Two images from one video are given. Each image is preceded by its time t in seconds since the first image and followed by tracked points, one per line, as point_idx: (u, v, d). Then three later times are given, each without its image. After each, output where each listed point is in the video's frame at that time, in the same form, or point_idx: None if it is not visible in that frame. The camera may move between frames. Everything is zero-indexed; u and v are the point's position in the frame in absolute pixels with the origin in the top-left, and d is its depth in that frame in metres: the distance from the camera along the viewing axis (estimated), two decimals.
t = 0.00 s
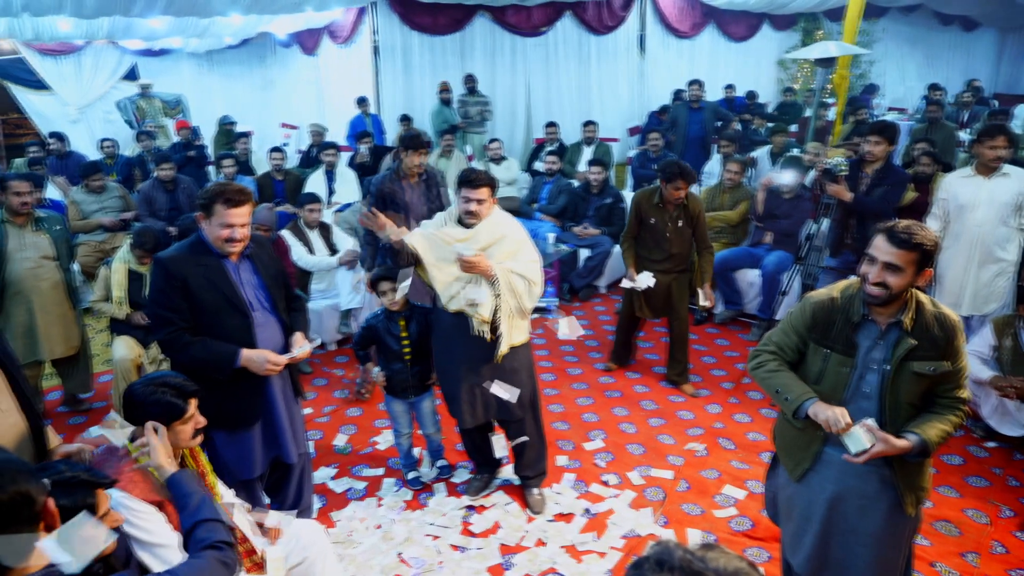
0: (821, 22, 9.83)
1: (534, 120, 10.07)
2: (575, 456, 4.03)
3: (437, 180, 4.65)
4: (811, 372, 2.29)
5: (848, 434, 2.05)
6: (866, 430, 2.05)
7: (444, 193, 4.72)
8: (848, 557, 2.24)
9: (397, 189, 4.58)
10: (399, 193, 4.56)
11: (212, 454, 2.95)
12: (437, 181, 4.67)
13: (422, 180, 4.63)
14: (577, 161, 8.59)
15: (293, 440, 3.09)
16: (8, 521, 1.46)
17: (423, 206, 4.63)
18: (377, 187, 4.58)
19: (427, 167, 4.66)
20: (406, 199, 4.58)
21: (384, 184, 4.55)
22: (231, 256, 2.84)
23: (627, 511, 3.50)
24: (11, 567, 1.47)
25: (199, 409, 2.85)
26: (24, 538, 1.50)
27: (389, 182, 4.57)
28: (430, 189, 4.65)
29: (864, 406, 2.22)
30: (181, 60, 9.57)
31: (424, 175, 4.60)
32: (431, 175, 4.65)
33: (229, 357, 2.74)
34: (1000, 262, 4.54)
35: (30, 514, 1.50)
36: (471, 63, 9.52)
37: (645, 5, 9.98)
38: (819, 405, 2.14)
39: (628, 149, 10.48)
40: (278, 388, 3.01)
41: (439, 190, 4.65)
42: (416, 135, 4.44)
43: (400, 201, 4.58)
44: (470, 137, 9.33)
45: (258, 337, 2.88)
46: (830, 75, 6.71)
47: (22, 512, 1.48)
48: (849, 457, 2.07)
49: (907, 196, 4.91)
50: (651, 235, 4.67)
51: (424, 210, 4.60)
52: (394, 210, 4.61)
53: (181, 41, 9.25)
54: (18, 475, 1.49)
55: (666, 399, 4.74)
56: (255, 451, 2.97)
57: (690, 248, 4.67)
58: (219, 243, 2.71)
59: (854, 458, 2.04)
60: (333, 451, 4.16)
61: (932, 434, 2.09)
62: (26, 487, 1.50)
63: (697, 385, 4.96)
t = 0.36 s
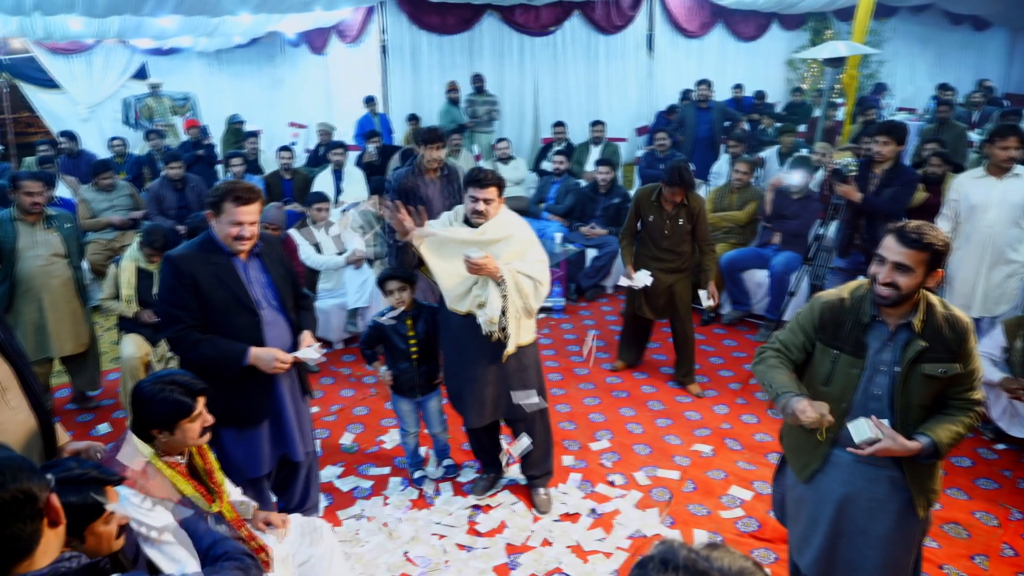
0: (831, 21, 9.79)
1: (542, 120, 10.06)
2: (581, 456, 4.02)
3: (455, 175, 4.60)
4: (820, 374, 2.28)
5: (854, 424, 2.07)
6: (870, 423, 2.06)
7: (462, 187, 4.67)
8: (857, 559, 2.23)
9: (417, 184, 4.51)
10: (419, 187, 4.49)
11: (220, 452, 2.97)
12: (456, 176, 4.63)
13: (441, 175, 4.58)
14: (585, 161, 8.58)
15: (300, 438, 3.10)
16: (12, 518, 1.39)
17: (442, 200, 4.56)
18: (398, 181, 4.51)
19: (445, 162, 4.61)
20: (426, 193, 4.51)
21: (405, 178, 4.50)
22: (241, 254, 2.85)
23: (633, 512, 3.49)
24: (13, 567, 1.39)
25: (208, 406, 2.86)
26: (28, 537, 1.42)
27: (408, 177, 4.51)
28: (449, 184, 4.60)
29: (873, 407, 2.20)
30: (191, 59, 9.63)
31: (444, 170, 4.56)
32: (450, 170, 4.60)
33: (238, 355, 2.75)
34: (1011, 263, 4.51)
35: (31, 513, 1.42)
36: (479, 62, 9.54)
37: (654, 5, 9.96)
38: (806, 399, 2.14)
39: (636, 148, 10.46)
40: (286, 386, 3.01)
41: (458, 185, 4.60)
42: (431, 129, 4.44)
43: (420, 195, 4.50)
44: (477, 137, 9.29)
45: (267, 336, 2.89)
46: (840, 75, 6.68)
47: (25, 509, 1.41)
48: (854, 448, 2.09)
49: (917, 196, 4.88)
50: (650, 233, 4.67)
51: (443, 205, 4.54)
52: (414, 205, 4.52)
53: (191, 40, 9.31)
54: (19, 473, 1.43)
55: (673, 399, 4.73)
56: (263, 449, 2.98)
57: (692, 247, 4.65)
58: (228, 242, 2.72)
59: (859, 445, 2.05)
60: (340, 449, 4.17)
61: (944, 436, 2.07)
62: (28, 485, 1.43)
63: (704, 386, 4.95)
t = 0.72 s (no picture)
0: (838, 22, 9.77)
1: (548, 120, 10.04)
2: (586, 456, 4.02)
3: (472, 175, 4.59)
4: (829, 376, 2.25)
5: (861, 434, 2.05)
6: (876, 431, 2.05)
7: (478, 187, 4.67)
8: (864, 561, 2.22)
9: (434, 182, 4.49)
10: (436, 186, 4.48)
11: (226, 450, 2.97)
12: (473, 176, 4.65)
13: (457, 174, 4.57)
14: (591, 161, 8.57)
15: (306, 437, 3.11)
16: (14, 518, 1.36)
17: (458, 200, 4.56)
18: (415, 180, 4.49)
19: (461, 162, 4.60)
20: (443, 192, 4.51)
21: (423, 177, 4.47)
22: (248, 253, 2.86)
23: (639, 512, 3.49)
24: (16, 567, 1.37)
25: (214, 405, 2.87)
26: (30, 537, 1.39)
27: (426, 175, 4.48)
28: (465, 183, 4.59)
29: (880, 408, 2.19)
30: (197, 58, 9.85)
31: (460, 169, 4.55)
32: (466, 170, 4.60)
33: (246, 353, 2.76)
34: (1019, 264, 4.49)
35: (34, 511, 1.40)
36: (486, 62, 9.51)
37: (660, 5, 9.94)
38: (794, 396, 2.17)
39: (642, 149, 10.46)
40: (292, 385, 3.02)
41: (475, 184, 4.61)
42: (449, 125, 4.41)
43: (437, 193, 4.50)
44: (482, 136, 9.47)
45: (274, 334, 2.90)
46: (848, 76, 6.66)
47: (25, 509, 1.38)
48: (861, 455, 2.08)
49: (925, 197, 4.86)
50: (652, 232, 4.69)
51: (460, 204, 4.54)
52: (431, 203, 4.53)
53: (198, 40, 9.37)
54: (19, 472, 1.41)
55: (678, 399, 4.73)
56: (270, 447, 2.99)
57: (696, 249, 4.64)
58: (236, 240, 2.73)
59: (866, 454, 2.04)
60: (345, 448, 4.18)
61: (952, 438, 2.07)
62: (28, 484, 1.40)
63: (709, 386, 4.94)
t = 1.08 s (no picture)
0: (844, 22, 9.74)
1: (553, 119, 10.03)
2: (591, 456, 4.02)
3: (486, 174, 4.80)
4: (834, 378, 2.25)
5: (869, 445, 2.03)
6: (885, 440, 2.03)
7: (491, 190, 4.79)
8: (870, 563, 2.21)
9: (452, 182, 4.50)
10: (455, 185, 4.48)
11: (231, 449, 2.98)
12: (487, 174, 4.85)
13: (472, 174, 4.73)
14: (596, 160, 8.57)
15: (311, 435, 3.11)
16: (18, 518, 1.36)
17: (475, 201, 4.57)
18: (433, 180, 4.45)
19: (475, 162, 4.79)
20: (461, 192, 4.51)
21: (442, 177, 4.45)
22: (254, 251, 2.87)
23: (643, 512, 3.48)
24: (19, 566, 1.36)
25: (219, 403, 2.87)
26: (34, 537, 1.39)
27: (445, 175, 4.50)
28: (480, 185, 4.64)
29: (884, 410, 2.19)
30: (204, 58, 9.77)
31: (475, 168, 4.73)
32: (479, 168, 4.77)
33: (251, 351, 2.76)
34: None
35: (39, 511, 1.40)
36: (491, 61, 9.54)
37: (666, 4, 9.92)
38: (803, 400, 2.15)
39: (647, 149, 10.45)
40: (298, 383, 3.03)
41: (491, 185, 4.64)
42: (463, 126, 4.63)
43: (455, 194, 4.49)
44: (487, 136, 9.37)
45: (280, 332, 2.91)
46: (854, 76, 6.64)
47: (30, 510, 1.38)
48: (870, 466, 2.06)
49: (931, 198, 4.84)
50: (658, 237, 4.67)
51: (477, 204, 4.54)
52: (449, 204, 4.50)
53: (204, 39, 9.41)
54: (24, 471, 1.40)
55: (683, 400, 4.72)
56: (275, 446, 2.99)
57: (701, 256, 4.65)
58: (243, 239, 2.73)
59: (876, 466, 2.02)
60: (349, 447, 4.18)
61: (958, 439, 2.06)
62: (33, 484, 1.40)
63: (714, 387, 4.93)
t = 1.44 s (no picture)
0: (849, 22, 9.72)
1: (557, 119, 10.03)
2: (593, 457, 4.02)
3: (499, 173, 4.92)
4: (833, 379, 2.26)
5: (870, 453, 2.04)
6: (884, 446, 2.04)
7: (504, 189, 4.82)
8: (872, 564, 2.20)
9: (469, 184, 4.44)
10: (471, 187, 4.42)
11: (234, 447, 2.99)
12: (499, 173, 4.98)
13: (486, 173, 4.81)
14: (599, 160, 8.56)
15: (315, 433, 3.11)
16: (20, 518, 1.36)
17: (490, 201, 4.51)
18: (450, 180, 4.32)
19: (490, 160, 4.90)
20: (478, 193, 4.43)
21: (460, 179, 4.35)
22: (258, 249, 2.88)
23: (645, 512, 3.48)
24: (21, 565, 1.37)
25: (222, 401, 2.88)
26: (36, 538, 1.39)
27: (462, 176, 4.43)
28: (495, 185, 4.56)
29: (886, 411, 2.18)
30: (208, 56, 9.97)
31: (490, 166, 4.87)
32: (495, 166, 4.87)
33: (255, 349, 2.76)
34: None
35: (42, 511, 1.39)
36: (495, 61, 9.53)
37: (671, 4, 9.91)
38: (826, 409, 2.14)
39: (650, 149, 10.45)
40: (302, 381, 3.03)
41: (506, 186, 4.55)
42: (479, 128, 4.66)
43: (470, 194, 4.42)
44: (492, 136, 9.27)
45: (283, 330, 2.91)
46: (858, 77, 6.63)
47: (34, 510, 1.38)
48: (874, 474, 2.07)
49: (935, 199, 4.83)
50: (663, 249, 4.64)
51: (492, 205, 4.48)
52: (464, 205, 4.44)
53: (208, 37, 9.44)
54: (28, 472, 1.39)
55: (685, 400, 4.72)
56: (277, 443, 3.00)
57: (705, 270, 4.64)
58: (248, 237, 2.74)
59: (880, 473, 2.02)
60: (351, 446, 4.19)
61: (960, 441, 2.05)
62: (38, 484, 1.39)
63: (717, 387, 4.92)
